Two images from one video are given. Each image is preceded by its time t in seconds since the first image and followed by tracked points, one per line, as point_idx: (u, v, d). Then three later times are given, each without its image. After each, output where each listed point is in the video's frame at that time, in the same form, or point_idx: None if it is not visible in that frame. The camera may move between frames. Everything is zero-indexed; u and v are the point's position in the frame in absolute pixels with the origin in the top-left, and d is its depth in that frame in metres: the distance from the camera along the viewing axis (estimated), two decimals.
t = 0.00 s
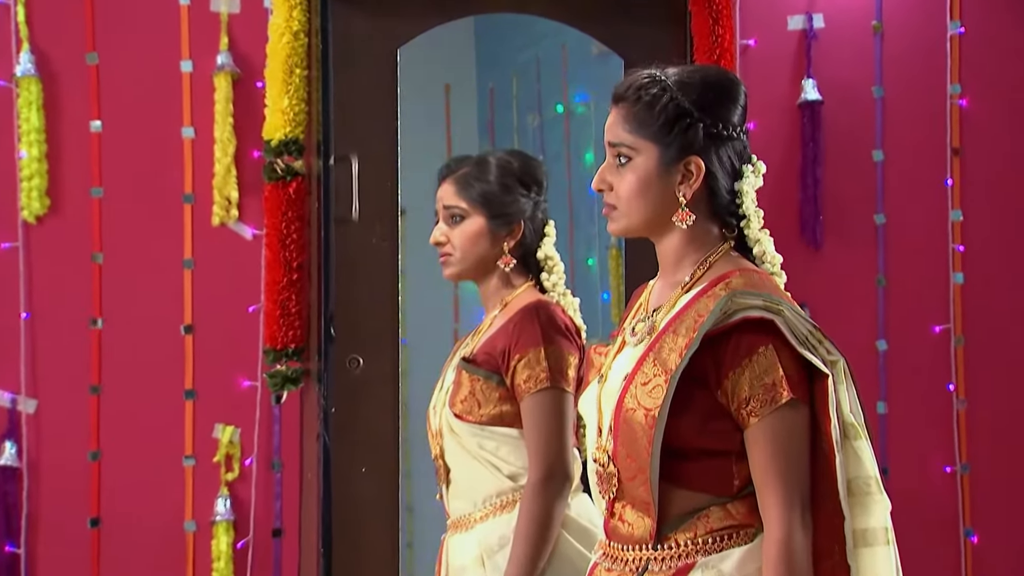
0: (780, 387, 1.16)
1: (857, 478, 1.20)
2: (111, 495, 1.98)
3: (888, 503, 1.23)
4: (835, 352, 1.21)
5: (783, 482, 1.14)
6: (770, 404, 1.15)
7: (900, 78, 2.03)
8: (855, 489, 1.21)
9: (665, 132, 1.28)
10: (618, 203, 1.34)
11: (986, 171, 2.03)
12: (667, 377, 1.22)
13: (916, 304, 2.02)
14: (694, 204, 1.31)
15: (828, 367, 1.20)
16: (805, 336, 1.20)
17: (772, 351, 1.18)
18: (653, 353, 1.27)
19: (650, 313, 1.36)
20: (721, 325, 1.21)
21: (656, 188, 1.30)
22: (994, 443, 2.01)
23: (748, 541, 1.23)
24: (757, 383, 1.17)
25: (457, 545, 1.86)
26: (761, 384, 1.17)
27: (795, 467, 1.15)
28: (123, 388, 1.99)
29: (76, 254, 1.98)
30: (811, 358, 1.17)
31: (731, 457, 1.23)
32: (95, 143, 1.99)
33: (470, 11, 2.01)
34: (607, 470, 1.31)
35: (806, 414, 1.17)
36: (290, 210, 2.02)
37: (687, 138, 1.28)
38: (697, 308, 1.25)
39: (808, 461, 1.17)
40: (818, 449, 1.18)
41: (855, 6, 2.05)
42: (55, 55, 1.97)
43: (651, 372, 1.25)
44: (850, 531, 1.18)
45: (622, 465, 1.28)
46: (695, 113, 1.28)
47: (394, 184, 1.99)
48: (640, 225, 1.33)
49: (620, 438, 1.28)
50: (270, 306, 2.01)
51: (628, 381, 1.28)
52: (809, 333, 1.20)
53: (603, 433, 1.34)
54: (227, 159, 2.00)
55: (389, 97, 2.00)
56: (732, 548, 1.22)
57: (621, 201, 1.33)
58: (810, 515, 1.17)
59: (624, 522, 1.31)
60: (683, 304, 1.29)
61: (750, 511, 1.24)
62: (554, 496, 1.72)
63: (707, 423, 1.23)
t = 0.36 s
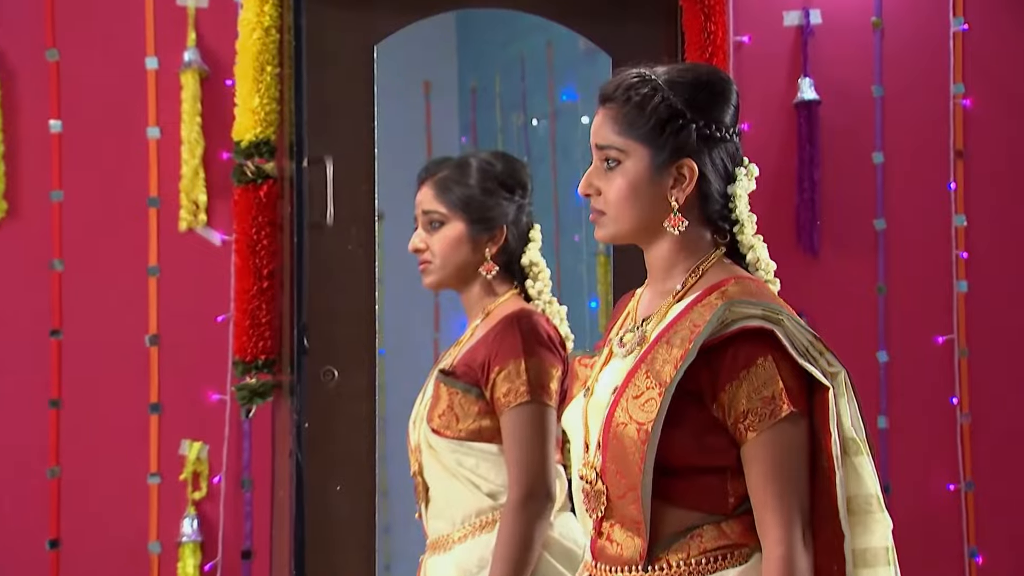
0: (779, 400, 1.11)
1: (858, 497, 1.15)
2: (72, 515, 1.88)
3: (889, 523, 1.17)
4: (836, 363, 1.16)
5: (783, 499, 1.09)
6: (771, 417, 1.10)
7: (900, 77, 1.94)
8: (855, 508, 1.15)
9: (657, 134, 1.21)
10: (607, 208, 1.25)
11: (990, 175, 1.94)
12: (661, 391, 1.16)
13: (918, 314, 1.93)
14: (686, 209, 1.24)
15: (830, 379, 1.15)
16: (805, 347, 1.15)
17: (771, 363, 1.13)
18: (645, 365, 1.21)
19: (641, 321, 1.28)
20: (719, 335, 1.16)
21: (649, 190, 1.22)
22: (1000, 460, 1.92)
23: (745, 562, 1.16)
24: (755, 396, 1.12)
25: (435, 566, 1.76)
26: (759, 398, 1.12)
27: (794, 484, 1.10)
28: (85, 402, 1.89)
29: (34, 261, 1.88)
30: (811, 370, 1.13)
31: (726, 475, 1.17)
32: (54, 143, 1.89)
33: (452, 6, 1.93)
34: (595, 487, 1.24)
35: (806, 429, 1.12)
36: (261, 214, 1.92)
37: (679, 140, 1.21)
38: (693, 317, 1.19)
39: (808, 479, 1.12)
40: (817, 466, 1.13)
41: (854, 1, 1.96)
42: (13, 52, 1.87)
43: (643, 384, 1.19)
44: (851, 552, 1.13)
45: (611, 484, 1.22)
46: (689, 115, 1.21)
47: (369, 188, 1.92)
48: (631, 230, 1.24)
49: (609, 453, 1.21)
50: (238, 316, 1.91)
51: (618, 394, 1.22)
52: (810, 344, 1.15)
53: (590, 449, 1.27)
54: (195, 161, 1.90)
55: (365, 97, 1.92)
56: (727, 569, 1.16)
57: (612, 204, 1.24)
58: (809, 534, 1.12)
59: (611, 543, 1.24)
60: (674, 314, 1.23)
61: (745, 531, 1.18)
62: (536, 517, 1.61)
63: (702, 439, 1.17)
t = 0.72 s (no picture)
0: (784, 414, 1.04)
1: (862, 518, 1.08)
2: (23, 536, 1.78)
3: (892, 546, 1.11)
4: (843, 377, 1.09)
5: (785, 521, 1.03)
6: (775, 433, 1.03)
7: (904, 74, 1.83)
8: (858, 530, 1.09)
9: (651, 133, 1.14)
10: (596, 215, 1.17)
11: (1000, 177, 1.83)
12: (661, 406, 1.08)
13: (923, 324, 1.82)
14: (681, 214, 1.16)
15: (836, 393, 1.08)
16: (810, 359, 1.09)
17: (775, 375, 1.06)
18: (640, 378, 1.13)
19: (630, 330, 1.21)
20: (721, 345, 1.08)
21: (642, 197, 1.14)
22: (1011, 479, 1.81)
23: None
24: (758, 410, 1.05)
25: None
26: (763, 412, 1.05)
27: (796, 504, 1.03)
28: (37, 417, 1.78)
29: None
30: (817, 383, 1.06)
31: (724, 494, 1.10)
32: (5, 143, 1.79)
33: None
34: (583, 507, 1.17)
35: (810, 446, 1.06)
36: (226, 218, 1.80)
37: (673, 140, 1.13)
38: (692, 326, 1.12)
39: (810, 498, 1.05)
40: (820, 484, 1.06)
41: None
42: None
43: (639, 398, 1.12)
44: None
45: (601, 505, 1.14)
46: (684, 112, 1.14)
47: (341, 190, 1.80)
48: (622, 239, 1.16)
49: (601, 472, 1.14)
50: (201, 327, 1.79)
51: (611, 409, 1.15)
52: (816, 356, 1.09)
53: (577, 467, 1.20)
54: (154, 162, 1.78)
55: (336, 93, 1.80)
56: None
57: (602, 211, 1.16)
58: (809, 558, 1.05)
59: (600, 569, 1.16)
60: (668, 324, 1.15)
61: (743, 555, 1.10)
62: (511, 542, 1.51)
63: (700, 458, 1.09)
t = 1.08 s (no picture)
0: (795, 431, 0.99)
1: (872, 542, 1.03)
2: None
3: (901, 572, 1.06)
4: (854, 392, 1.04)
5: (791, 543, 0.97)
6: (785, 452, 0.98)
7: (914, 69, 1.72)
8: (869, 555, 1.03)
9: (649, 133, 1.10)
10: (590, 220, 1.12)
11: (1015, 179, 1.71)
12: (665, 424, 1.03)
13: (934, 336, 1.70)
14: (678, 219, 1.14)
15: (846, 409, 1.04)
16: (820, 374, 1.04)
17: (785, 390, 1.01)
18: (639, 394, 1.07)
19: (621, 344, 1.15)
20: (730, 358, 1.03)
21: (638, 200, 1.10)
22: None
23: None
24: (767, 428, 1.00)
25: None
26: (773, 429, 0.99)
27: (804, 527, 0.98)
28: None
29: None
30: (828, 398, 1.01)
31: (727, 518, 1.04)
32: None
33: None
34: (574, 534, 1.10)
35: (820, 465, 1.00)
36: (187, 222, 1.67)
37: (672, 140, 1.10)
38: (696, 338, 1.06)
39: (819, 520, 1.00)
40: (828, 506, 1.01)
41: None
42: None
43: (640, 415, 1.06)
44: None
45: (594, 530, 1.08)
46: (682, 111, 1.11)
47: (311, 192, 1.68)
48: (617, 244, 1.12)
49: (596, 496, 1.07)
50: (161, 339, 1.67)
51: (608, 427, 1.08)
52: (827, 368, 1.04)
53: (567, 491, 1.12)
54: (110, 162, 1.67)
55: (306, 88, 1.68)
56: None
57: (596, 216, 1.11)
58: None
59: None
60: (668, 337, 1.10)
61: None
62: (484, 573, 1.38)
63: (703, 479, 1.04)
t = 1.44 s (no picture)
0: (804, 445, 0.99)
1: (880, 559, 1.02)
2: None
3: None
4: (864, 405, 1.03)
5: (798, 563, 0.97)
6: (794, 467, 0.98)
7: (925, 64, 1.63)
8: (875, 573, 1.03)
9: (651, 135, 1.10)
10: (588, 224, 1.12)
11: None
12: (672, 437, 1.02)
13: (946, 347, 1.61)
14: (680, 222, 1.14)
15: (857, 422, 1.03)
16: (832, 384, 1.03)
17: (794, 402, 1.00)
18: (642, 405, 1.06)
19: (613, 354, 1.16)
20: (738, 368, 1.02)
21: (638, 203, 1.11)
22: None
23: None
24: (775, 440, 0.99)
25: None
26: (783, 443, 0.99)
27: (811, 546, 0.98)
28: None
29: None
30: (838, 411, 1.01)
31: (729, 537, 1.04)
32: None
33: None
34: (570, 555, 1.08)
35: (829, 480, 1.00)
36: (157, 225, 1.59)
37: (674, 143, 1.11)
38: (700, 348, 1.06)
39: (826, 537, 1.00)
40: (835, 521, 1.01)
41: None
42: None
43: (645, 427, 1.05)
44: None
45: (590, 550, 1.06)
46: (685, 112, 1.12)
47: (289, 195, 1.58)
48: (616, 249, 1.12)
49: (595, 515, 1.06)
50: (130, 350, 1.58)
51: (608, 442, 1.07)
52: (836, 381, 1.03)
53: (562, 511, 1.10)
54: (75, 163, 1.59)
55: (284, 84, 1.59)
56: None
57: (595, 220, 1.11)
58: None
59: None
60: (670, 347, 1.09)
61: None
62: None
63: (706, 497, 1.03)
